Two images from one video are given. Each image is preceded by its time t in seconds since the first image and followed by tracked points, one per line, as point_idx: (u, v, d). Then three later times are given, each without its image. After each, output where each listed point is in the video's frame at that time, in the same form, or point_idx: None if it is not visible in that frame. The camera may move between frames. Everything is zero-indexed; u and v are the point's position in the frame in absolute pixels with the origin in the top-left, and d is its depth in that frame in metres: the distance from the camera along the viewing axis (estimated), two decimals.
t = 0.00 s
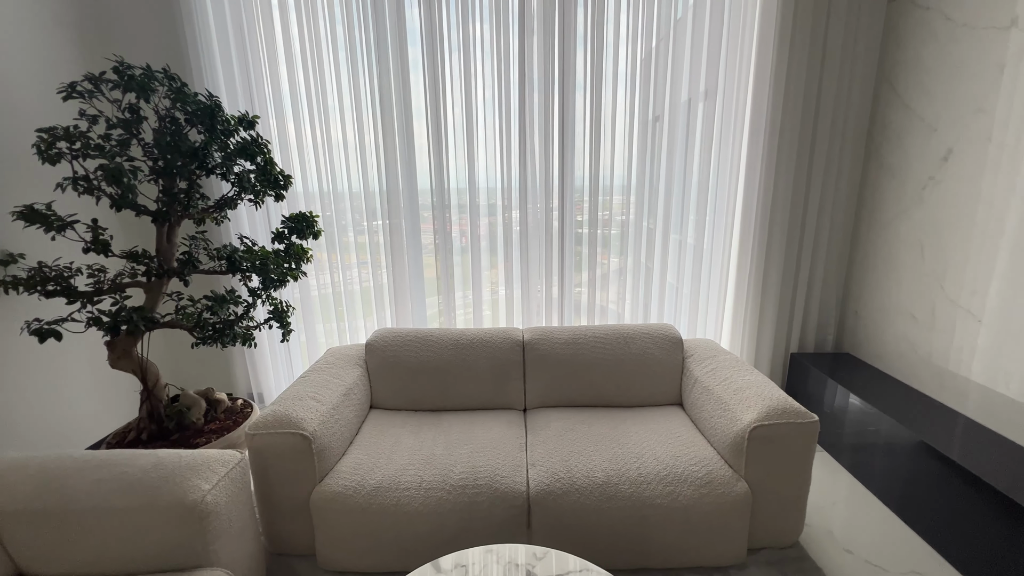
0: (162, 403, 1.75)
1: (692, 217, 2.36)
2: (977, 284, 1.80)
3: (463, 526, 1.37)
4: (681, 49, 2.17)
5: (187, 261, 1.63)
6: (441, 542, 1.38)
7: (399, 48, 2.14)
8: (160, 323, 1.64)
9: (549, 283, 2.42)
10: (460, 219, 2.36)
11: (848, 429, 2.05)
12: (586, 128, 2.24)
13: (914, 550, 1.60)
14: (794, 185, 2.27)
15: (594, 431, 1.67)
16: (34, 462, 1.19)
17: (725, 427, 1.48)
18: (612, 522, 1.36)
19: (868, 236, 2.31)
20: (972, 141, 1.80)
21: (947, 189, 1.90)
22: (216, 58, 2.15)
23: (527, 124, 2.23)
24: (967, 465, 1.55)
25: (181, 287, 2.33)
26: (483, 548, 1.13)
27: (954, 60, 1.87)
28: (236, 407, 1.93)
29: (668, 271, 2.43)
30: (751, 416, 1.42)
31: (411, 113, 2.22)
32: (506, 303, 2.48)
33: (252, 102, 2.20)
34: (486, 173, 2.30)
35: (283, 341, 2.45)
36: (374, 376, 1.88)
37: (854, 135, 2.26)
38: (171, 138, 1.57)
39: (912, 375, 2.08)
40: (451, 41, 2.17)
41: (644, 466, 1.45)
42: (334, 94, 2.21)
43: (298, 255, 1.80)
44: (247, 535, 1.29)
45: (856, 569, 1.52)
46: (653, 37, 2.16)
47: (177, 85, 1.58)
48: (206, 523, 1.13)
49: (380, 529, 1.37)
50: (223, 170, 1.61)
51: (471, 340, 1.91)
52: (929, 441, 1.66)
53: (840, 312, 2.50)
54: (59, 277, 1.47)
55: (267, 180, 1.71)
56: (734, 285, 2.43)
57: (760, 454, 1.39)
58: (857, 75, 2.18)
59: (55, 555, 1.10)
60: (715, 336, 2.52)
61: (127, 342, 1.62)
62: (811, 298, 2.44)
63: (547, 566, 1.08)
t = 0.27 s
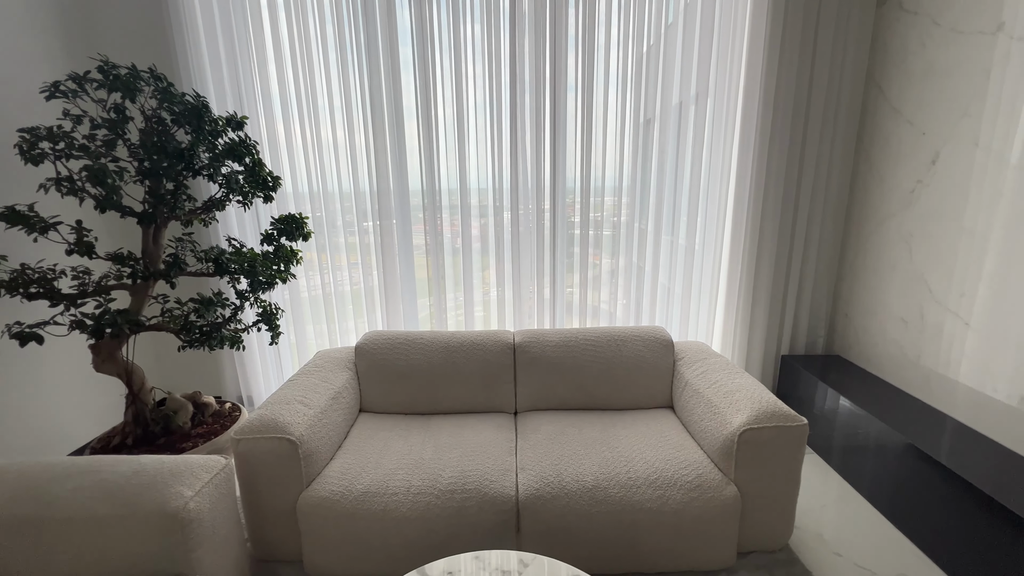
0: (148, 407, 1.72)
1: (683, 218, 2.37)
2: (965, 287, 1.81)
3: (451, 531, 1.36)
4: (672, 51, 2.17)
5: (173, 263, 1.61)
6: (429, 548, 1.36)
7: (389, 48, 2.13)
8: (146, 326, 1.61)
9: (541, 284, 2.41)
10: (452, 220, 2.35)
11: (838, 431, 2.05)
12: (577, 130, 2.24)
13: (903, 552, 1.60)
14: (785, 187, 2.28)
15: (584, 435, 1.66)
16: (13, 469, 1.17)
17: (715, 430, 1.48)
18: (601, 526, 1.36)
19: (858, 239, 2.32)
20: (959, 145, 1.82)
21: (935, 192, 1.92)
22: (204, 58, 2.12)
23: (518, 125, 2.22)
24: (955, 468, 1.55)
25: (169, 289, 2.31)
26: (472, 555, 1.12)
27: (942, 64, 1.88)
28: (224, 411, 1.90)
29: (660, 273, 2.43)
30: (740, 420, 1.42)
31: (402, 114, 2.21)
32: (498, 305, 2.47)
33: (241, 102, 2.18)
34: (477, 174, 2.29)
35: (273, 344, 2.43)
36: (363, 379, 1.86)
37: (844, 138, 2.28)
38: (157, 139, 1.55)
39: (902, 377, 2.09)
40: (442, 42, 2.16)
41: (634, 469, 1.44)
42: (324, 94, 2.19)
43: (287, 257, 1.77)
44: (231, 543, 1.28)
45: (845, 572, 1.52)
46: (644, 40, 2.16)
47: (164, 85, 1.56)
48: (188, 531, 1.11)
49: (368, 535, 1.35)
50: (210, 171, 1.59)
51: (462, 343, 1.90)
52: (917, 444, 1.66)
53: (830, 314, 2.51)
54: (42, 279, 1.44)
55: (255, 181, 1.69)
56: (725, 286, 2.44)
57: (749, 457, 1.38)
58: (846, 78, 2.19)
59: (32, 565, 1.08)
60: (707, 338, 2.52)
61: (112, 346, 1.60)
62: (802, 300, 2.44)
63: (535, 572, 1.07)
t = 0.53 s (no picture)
0: (145, 401, 1.72)
1: (680, 215, 2.37)
2: (960, 283, 1.81)
3: (445, 524, 1.37)
4: (669, 47, 2.17)
5: (169, 258, 1.61)
6: (422, 541, 1.37)
7: (386, 43, 2.13)
8: (143, 321, 1.62)
9: (537, 281, 2.42)
10: (448, 217, 2.35)
11: (833, 426, 2.06)
12: (574, 126, 2.23)
13: (895, 547, 1.61)
14: (781, 183, 2.27)
15: (578, 429, 1.67)
16: (9, 461, 1.18)
17: (708, 424, 1.49)
18: (594, 520, 1.36)
19: (854, 235, 2.32)
20: (955, 141, 1.81)
21: (931, 188, 1.91)
22: (201, 53, 2.12)
23: (514, 121, 2.22)
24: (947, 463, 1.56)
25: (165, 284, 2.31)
26: (465, 547, 1.13)
27: (939, 59, 1.88)
28: (221, 405, 1.91)
29: (656, 270, 2.43)
30: (733, 414, 1.42)
31: (398, 110, 2.21)
32: (494, 301, 2.47)
33: (238, 98, 2.18)
34: (474, 170, 2.29)
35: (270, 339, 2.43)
36: (359, 373, 1.87)
37: (841, 134, 2.27)
38: (152, 133, 1.55)
39: (897, 373, 2.09)
40: (438, 37, 2.15)
41: (626, 463, 1.45)
42: (321, 90, 2.19)
43: (283, 252, 1.77)
44: (225, 535, 1.29)
45: (837, 566, 1.53)
46: (641, 36, 2.15)
47: (159, 80, 1.56)
48: (182, 522, 1.12)
49: (361, 527, 1.36)
50: (205, 166, 1.59)
51: (457, 338, 1.90)
52: (911, 439, 1.67)
53: (826, 311, 2.51)
54: (38, 273, 1.45)
55: (251, 176, 1.69)
56: (722, 283, 2.44)
57: (741, 452, 1.39)
58: (844, 74, 2.19)
59: (26, 556, 1.09)
60: (703, 335, 2.52)
61: (108, 340, 1.60)
62: (798, 296, 2.45)
63: (528, 564, 1.08)
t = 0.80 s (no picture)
0: (159, 392, 1.77)
1: (687, 211, 2.36)
2: (970, 278, 1.80)
3: (451, 513, 1.39)
4: (677, 41, 2.16)
5: (182, 252, 1.65)
6: (429, 529, 1.40)
7: (394, 39, 2.14)
8: (157, 313, 1.65)
9: (544, 276, 2.43)
10: (455, 212, 2.36)
11: (840, 422, 2.06)
12: (581, 121, 2.23)
13: (900, 541, 1.61)
14: (789, 178, 2.26)
15: (583, 422, 1.68)
16: (31, 447, 1.22)
17: (712, 418, 1.50)
18: (598, 510, 1.38)
19: (863, 231, 2.30)
20: (967, 135, 1.79)
21: (942, 183, 1.90)
22: (211, 49, 2.15)
23: (521, 116, 2.23)
24: (954, 459, 1.55)
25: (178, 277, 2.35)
26: (471, 534, 1.15)
27: (951, 52, 1.85)
28: (232, 396, 1.95)
29: (663, 265, 2.43)
30: (737, 408, 1.43)
31: (406, 105, 2.22)
32: (501, 296, 2.49)
33: (248, 93, 2.20)
34: (481, 166, 2.30)
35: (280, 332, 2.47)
36: (367, 365, 1.90)
37: (851, 128, 2.25)
38: (165, 129, 1.57)
39: (904, 369, 2.08)
40: (446, 32, 2.16)
41: (631, 456, 1.46)
42: (329, 85, 2.21)
43: (293, 246, 1.80)
44: (238, 521, 1.32)
45: (841, 560, 1.53)
46: (649, 30, 2.15)
47: (172, 76, 1.59)
48: (197, 507, 1.16)
49: (370, 515, 1.39)
50: (217, 161, 1.62)
51: (464, 331, 1.92)
52: (917, 434, 1.67)
53: (834, 307, 2.50)
54: (56, 266, 1.49)
55: (261, 171, 1.71)
56: (728, 278, 2.44)
57: (745, 445, 1.40)
58: (854, 68, 2.17)
59: (48, 538, 1.13)
60: (709, 330, 2.52)
61: (124, 331, 1.64)
62: (805, 292, 2.44)
63: (533, 552, 1.10)
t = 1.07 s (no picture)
0: (177, 385, 1.81)
1: (699, 209, 2.35)
2: (989, 278, 1.77)
3: (463, 507, 1.41)
4: (690, 38, 2.15)
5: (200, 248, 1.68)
6: (441, 522, 1.42)
7: (407, 37, 2.16)
8: (176, 308, 1.69)
9: (555, 274, 2.44)
10: (467, 209, 2.38)
11: (853, 423, 2.04)
12: (593, 119, 2.23)
13: (913, 543, 1.60)
14: (804, 176, 2.24)
15: (594, 419, 1.69)
16: (57, 437, 1.26)
17: (723, 417, 1.50)
18: (609, 507, 1.39)
19: (879, 230, 2.28)
20: (987, 133, 1.77)
21: (960, 181, 1.87)
22: (229, 48, 2.18)
23: (534, 114, 2.23)
24: (970, 461, 1.53)
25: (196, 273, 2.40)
26: (483, 528, 1.17)
27: (973, 48, 1.82)
28: (248, 390, 1.99)
29: (674, 263, 2.43)
30: (749, 407, 1.43)
31: (419, 103, 2.24)
32: (512, 293, 2.50)
33: (264, 92, 2.23)
34: (493, 163, 2.31)
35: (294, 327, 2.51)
36: (380, 361, 1.92)
37: (868, 126, 2.22)
38: (184, 127, 1.60)
39: (920, 370, 2.06)
40: (459, 30, 2.17)
41: (642, 453, 1.47)
42: (343, 83, 2.23)
43: (307, 243, 1.83)
44: (256, 511, 1.35)
45: (853, 560, 1.53)
46: (663, 27, 2.14)
47: (190, 76, 1.61)
48: (217, 498, 1.19)
49: (383, 508, 1.42)
50: (234, 159, 1.64)
51: (475, 329, 1.94)
52: (933, 436, 1.65)
53: (848, 306, 2.47)
54: (79, 262, 1.53)
55: (277, 169, 1.74)
56: (741, 277, 2.42)
57: (757, 444, 1.40)
58: (871, 65, 2.14)
59: (75, 525, 1.17)
60: (721, 329, 2.52)
61: (144, 326, 1.68)
62: (819, 291, 2.42)
63: (544, 546, 1.11)
